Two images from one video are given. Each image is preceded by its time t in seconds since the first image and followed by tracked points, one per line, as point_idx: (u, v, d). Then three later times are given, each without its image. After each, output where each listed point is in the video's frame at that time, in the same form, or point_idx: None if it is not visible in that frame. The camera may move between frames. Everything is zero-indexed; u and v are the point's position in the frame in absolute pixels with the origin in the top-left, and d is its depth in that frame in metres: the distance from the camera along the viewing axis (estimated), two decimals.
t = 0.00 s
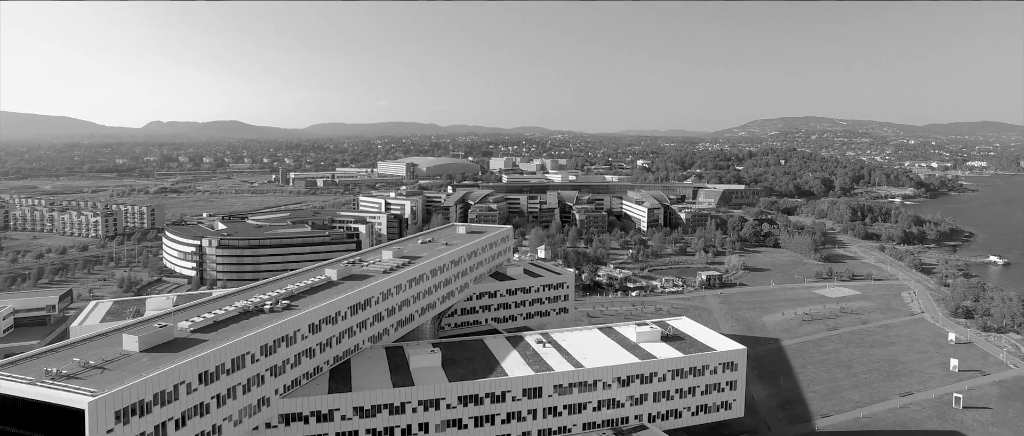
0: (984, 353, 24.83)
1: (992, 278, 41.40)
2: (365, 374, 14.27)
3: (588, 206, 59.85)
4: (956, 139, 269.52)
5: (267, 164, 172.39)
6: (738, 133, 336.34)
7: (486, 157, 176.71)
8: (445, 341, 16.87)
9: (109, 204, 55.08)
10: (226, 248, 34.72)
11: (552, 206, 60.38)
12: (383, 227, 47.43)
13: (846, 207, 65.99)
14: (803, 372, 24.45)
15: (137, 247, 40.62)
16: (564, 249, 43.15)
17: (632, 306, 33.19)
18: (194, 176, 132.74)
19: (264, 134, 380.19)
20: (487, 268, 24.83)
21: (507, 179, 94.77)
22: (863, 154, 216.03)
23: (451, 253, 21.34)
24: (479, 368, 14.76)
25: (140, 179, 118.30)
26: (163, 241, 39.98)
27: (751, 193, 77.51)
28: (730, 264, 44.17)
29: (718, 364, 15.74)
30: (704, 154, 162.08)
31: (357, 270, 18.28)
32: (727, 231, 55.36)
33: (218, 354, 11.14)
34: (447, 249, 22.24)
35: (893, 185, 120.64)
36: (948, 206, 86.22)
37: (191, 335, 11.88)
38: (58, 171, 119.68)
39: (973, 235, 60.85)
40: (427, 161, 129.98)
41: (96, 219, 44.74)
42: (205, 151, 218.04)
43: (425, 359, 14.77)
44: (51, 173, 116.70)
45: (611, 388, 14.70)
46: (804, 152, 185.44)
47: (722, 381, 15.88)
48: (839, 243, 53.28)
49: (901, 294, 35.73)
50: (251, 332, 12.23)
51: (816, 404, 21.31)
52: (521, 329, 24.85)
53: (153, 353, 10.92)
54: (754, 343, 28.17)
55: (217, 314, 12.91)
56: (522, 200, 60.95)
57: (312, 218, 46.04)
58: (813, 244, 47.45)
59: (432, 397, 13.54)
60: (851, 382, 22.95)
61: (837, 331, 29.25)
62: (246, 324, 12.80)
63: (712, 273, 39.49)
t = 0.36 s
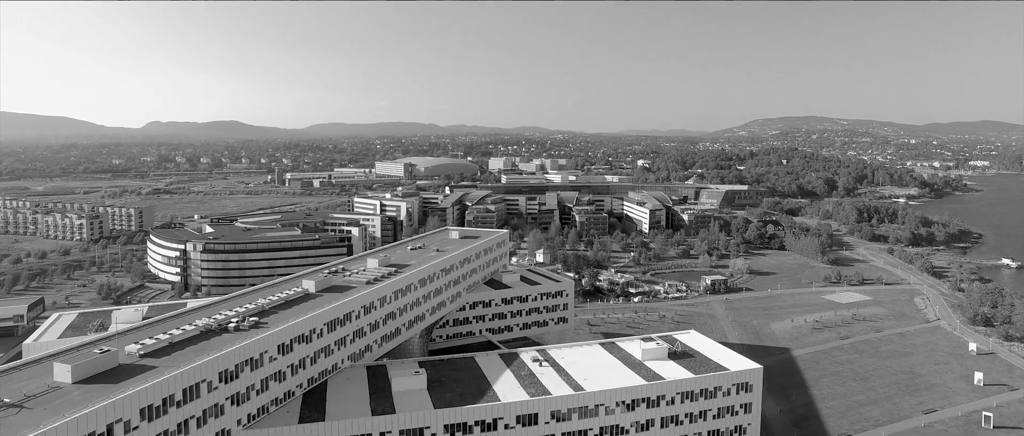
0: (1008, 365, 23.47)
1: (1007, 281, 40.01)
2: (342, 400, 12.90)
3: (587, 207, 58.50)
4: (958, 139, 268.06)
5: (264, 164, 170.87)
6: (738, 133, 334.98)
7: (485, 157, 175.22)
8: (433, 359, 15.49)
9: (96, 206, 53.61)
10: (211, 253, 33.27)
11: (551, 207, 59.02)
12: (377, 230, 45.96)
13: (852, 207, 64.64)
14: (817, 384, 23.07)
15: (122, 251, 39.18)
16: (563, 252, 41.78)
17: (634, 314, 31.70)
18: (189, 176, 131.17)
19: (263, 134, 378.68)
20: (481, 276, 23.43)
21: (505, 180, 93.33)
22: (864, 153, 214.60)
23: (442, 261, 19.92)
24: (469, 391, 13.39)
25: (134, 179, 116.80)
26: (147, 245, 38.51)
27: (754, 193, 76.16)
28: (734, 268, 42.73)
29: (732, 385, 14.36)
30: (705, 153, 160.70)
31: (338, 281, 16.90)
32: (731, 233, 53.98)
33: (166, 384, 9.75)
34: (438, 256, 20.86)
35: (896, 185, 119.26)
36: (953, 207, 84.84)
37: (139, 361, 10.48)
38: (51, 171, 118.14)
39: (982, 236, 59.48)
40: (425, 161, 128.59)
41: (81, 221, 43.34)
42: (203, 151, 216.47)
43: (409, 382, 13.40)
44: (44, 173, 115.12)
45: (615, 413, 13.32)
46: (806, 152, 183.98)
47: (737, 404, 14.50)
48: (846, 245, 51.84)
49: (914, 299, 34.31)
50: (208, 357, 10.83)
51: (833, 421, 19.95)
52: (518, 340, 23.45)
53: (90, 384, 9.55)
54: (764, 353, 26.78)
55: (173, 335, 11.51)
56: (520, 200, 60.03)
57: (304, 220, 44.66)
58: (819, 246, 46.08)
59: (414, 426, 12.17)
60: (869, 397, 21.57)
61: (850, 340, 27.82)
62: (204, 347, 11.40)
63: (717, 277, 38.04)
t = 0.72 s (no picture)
0: None
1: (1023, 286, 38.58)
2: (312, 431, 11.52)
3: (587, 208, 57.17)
4: (959, 138, 266.67)
5: (261, 163, 169.36)
6: (739, 132, 333.63)
7: (485, 157, 173.79)
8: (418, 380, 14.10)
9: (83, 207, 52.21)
10: (195, 257, 31.74)
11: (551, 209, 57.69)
12: (371, 233, 44.64)
13: (858, 208, 63.28)
14: (834, 399, 21.66)
15: (105, 254, 37.74)
16: (563, 255, 40.42)
17: (637, 321, 30.24)
18: (185, 176, 129.71)
19: (261, 133, 377.13)
20: (475, 284, 22.03)
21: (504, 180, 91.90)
22: (866, 153, 213.23)
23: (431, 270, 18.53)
24: (456, 420, 12.01)
25: (129, 179, 115.21)
26: (131, 248, 37.01)
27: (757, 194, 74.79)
28: (740, 272, 41.32)
29: (749, 411, 12.96)
30: (706, 153, 159.26)
31: (316, 293, 15.51)
32: (735, 235, 52.60)
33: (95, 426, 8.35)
34: (428, 265, 19.50)
35: (900, 185, 117.87)
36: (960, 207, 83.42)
37: (68, 396, 9.08)
38: (45, 170, 116.65)
39: (991, 238, 58.09)
40: (424, 161, 127.21)
41: (64, 224, 41.91)
42: (200, 151, 214.85)
43: (389, 409, 12.04)
44: (37, 172, 113.59)
45: None
46: (808, 152, 182.59)
47: (754, 431, 13.11)
48: (854, 247, 50.48)
49: (928, 305, 32.88)
50: (151, 388, 9.41)
51: None
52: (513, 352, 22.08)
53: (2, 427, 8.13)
54: (774, 364, 25.36)
55: (116, 362, 10.10)
56: (519, 202, 58.68)
57: (295, 222, 43.29)
58: (827, 249, 44.71)
59: None
60: (891, 414, 20.16)
61: (864, 350, 26.39)
62: (150, 376, 9.98)
63: (723, 282, 36.61)
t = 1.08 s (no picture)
0: None
1: None
2: None
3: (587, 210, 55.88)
4: (959, 138, 265.48)
5: (258, 163, 167.94)
6: (738, 132, 332.50)
7: (483, 157, 172.44)
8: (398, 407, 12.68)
9: (69, 209, 50.81)
10: (177, 262, 30.21)
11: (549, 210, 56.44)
12: (363, 236, 43.24)
13: (863, 209, 61.95)
14: (851, 416, 20.21)
15: (85, 258, 36.29)
16: (561, 259, 39.09)
17: (640, 330, 28.78)
18: (180, 176, 128.31)
19: (260, 133, 375.68)
20: (467, 294, 20.66)
21: (502, 181, 90.51)
22: (866, 153, 212.00)
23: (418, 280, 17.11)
24: None
25: (123, 180, 113.82)
26: (112, 252, 35.54)
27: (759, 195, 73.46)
28: (745, 276, 39.91)
29: None
30: (706, 153, 157.87)
31: (289, 308, 14.09)
32: (738, 238, 51.30)
33: None
34: (416, 274, 18.09)
35: (903, 185, 116.54)
36: (965, 208, 82.07)
37: None
38: (37, 169, 115.16)
39: (1000, 240, 56.75)
40: (421, 161, 125.82)
41: (45, 226, 40.48)
42: (197, 151, 213.30)
43: None
44: (29, 171, 112.11)
45: None
46: (808, 152, 181.21)
47: None
48: (861, 250, 49.12)
49: (943, 311, 31.43)
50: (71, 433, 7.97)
51: None
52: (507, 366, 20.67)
53: None
54: (785, 376, 23.90)
55: (38, 398, 8.67)
56: (517, 203, 57.29)
57: (285, 225, 41.94)
58: (834, 253, 43.40)
59: None
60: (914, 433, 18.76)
61: (880, 360, 24.94)
62: (76, 414, 8.56)
63: (728, 288, 35.18)
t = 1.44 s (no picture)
0: None
1: None
2: None
3: (586, 211, 54.51)
4: (959, 138, 264.30)
5: (254, 163, 166.40)
6: (737, 132, 331.25)
7: (481, 156, 170.92)
8: None
9: (53, 210, 49.30)
10: (156, 268, 28.63)
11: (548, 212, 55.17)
12: (355, 240, 41.81)
13: (868, 211, 60.60)
14: None
15: (63, 263, 34.79)
16: (560, 263, 37.72)
17: (642, 340, 27.32)
18: (174, 176, 126.69)
19: (257, 133, 373.78)
20: (458, 306, 19.21)
21: (500, 181, 89.06)
22: (866, 153, 210.72)
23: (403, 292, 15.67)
24: None
25: (116, 180, 112.27)
26: (90, 257, 34.03)
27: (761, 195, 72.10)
28: (750, 281, 38.58)
29: None
30: (706, 153, 156.42)
31: (255, 327, 12.64)
32: (742, 240, 49.95)
33: None
34: (402, 286, 16.65)
35: (906, 186, 115.14)
36: (971, 209, 80.67)
37: None
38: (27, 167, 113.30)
39: (1009, 242, 55.37)
40: (419, 161, 124.33)
41: (24, 229, 38.99)
42: (194, 151, 211.57)
43: None
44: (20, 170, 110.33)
45: None
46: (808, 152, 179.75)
47: None
48: (868, 253, 47.72)
49: (959, 319, 29.98)
50: None
51: None
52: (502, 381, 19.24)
53: None
54: (797, 391, 22.45)
55: None
56: (514, 204, 55.83)
57: (275, 228, 40.57)
58: (842, 256, 42.06)
59: None
60: None
61: (897, 373, 23.52)
62: None
63: (733, 294, 33.80)
